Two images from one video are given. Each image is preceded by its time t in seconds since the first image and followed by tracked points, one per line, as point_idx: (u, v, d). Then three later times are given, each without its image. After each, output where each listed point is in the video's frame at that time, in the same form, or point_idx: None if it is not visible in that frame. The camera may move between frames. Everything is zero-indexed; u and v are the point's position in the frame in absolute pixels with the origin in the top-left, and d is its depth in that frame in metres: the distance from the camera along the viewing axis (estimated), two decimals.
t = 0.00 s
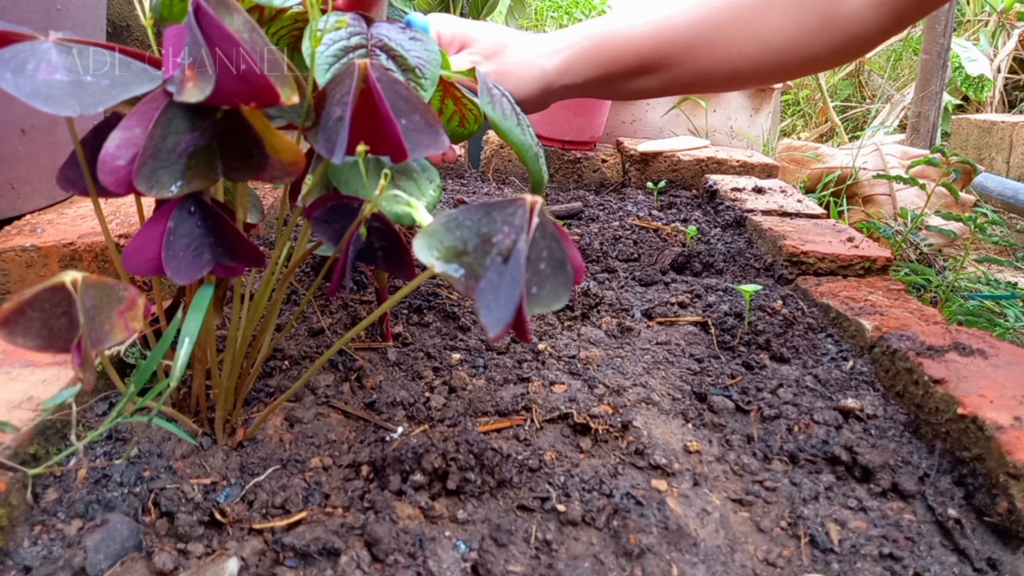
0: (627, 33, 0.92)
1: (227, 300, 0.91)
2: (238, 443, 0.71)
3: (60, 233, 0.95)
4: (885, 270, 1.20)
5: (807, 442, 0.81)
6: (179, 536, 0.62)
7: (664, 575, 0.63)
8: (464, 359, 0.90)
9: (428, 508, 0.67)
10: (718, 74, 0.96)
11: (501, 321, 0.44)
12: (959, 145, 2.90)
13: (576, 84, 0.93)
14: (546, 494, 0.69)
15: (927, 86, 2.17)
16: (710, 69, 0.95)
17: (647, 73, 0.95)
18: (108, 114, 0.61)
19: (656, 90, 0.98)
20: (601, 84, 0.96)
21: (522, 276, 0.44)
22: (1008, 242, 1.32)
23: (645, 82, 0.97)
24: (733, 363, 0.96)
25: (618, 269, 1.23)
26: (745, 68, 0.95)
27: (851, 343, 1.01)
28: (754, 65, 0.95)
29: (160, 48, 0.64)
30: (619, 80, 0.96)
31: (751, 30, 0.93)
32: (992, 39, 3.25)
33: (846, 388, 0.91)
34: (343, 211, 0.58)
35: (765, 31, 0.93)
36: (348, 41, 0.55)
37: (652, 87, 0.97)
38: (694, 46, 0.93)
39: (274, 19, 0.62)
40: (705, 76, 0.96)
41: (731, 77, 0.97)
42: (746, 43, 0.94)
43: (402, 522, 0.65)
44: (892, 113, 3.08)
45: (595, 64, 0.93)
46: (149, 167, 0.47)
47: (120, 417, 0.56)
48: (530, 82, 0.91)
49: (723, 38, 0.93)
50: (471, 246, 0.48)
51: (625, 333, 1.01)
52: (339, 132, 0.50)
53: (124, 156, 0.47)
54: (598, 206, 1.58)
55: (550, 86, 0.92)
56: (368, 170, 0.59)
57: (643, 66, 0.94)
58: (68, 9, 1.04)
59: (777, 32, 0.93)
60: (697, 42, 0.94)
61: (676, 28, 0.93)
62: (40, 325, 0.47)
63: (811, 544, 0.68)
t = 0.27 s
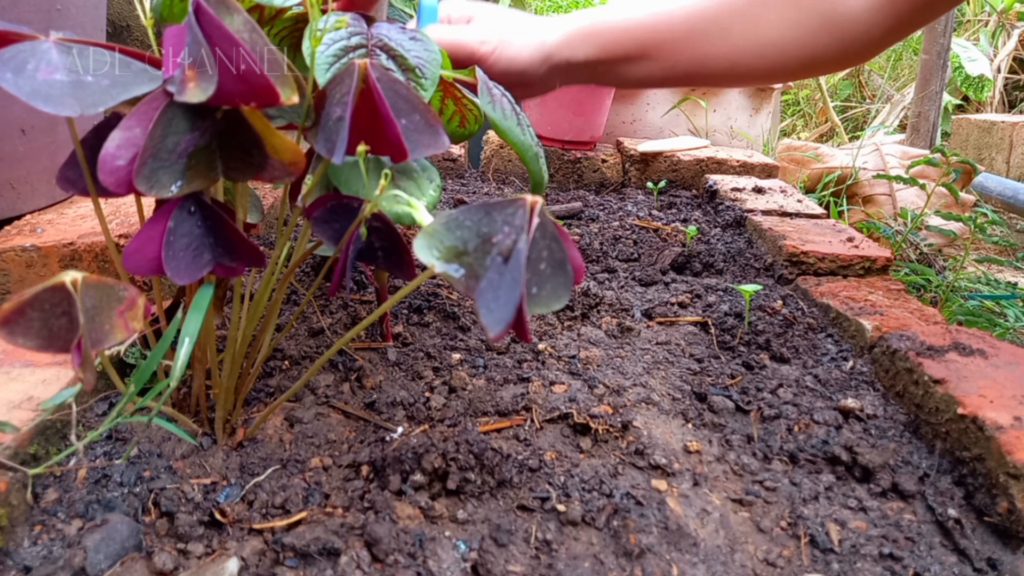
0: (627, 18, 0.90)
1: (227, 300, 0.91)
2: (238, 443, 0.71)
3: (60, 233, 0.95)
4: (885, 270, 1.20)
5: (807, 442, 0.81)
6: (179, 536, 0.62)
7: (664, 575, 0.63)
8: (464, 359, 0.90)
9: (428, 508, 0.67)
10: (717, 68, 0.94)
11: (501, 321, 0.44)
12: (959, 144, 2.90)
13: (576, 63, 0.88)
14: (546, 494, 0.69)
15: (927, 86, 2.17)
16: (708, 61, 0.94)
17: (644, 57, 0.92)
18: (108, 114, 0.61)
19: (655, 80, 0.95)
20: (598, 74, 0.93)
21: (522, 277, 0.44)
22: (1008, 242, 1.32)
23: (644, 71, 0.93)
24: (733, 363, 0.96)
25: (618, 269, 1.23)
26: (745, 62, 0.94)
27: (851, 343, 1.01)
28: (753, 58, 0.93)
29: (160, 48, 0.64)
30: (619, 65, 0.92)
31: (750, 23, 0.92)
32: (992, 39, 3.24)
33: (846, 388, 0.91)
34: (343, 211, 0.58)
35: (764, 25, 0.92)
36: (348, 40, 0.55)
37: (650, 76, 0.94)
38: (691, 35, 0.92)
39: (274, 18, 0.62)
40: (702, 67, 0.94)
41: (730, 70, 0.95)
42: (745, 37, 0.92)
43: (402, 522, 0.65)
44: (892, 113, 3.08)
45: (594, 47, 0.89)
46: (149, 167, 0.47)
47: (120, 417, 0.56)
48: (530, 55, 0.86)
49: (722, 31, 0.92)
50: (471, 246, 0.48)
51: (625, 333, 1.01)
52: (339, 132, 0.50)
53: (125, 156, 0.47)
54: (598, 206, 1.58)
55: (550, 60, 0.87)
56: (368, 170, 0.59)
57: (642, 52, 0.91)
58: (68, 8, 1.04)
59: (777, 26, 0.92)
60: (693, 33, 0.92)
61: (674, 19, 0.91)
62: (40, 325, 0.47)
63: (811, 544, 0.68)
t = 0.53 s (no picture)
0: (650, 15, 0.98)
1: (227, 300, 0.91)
2: (239, 443, 0.71)
3: (60, 233, 0.95)
4: (885, 270, 1.20)
5: (808, 442, 0.81)
6: (179, 536, 0.62)
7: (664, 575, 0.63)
8: (464, 359, 0.90)
9: (428, 508, 0.67)
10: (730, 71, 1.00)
11: (501, 321, 0.44)
12: (959, 144, 2.90)
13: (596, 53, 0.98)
14: (546, 494, 0.69)
15: (927, 86, 2.17)
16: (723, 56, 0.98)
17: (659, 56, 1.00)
18: (109, 114, 0.61)
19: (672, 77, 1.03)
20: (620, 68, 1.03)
21: (522, 277, 0.44)
22: (1008, 242, 1.32)
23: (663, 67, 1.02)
24: (733, 363, 0.96)
25: (618, 269, 1.23)
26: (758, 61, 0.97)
27: (851, 343, 1.01)
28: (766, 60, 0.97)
29: (160, 48, 0.64)
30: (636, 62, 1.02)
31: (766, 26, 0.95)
32: (992, 38, 3.24)
33: (846, 388, 0.91)
34: (343, 211, 0.58)
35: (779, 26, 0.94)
36: (347, 40, 0.55)
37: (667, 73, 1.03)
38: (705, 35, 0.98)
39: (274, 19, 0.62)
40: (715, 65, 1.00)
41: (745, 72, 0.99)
42: (761, 37, 0.96)
43: (402, 522, 0.65)
44: (892, 113, 3.08)
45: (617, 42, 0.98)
46: (149, 167, 0.48)
47: (120, 417, 0.56)
48: (551, 44, 0.96)
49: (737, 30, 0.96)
50: (471, 246, 0.48)
51: (625, 333, 1.01)
52: (339, 132, 0.50)
53: (124, 156, 0.47)
54: (598, 206, 1.58)
55: (572, 50, 0.97)
56: (368, 170, 0.59)
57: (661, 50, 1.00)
58: (67, 8, 1.04)
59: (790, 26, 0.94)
60: (711, 33, 0.98)
61: (696, 17, 0.97)
62: (40, 325, 0.47)
63: (811, 544, 0.68)
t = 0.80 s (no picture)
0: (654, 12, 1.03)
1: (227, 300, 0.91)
2: (238, 443, 0.71)
3: (60, 233, 0.95)
4: (885, 270, 1.20)
5: (808, 442, 0.81)
6: (179, 536, 0.62)
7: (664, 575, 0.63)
8: (464, 359, 0.90)
9: (428, 508, 0.67)
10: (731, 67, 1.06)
11: (501, 320, 0.44)
12: (959, 145, 2.90)
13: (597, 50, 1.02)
14: (546, 494, 0.69)
15: (927, 86, 2.17)
16: (726, 52, 1.04)
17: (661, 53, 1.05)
18: (108, 114, 0.61)
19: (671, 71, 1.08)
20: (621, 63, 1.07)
21: (522, 276, 0.44)
22: (1008, 242, 1.32)
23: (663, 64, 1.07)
24: (733, 363, 0.96)
25: (618, 269, 1.23)
26: (759, 57, 1.03)
27: (851, 343, 1.01)
28: (767, 54, 1.03)
29: (160, 48, 0.64)
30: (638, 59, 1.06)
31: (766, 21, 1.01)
32: (992, 39, 3.24)
33: (846, 388, 0.91)
34: (343, 211, 0.58)
35: (778, 25, 1.01)
36: (347, 40, 0.55)
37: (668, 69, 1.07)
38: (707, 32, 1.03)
39: (274, 19, 0.62)
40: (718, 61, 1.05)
41: (745, 66, 1.05)
42: (762, 33, 1.02)
43: (402, 522, 0.65)
44: (893, 113, 3.08)
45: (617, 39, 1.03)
46: (149, 167, 0.47)
47: (120, 417, 0.56)
48: (553, 42, 0.98)
49: (738, 27, 1.02)
50: (471, 246, 0.48)
51: (625, 333, 1.01)
52: (339, 131, 0.50)
53: (124, 156, 0.47)
54: (598, 206, 1.58)
55: (572, 46, 1.00)
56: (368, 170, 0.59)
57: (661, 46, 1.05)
58: (68, 9, 1.04)
59: (791, 26, 1.00)
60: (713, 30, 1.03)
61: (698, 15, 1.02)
62: (40, 325, 0.47)
63: (811, 544, 0.68)
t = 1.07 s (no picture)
0: None
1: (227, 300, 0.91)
2: (238, 443, 0.71)
3: (60, 233, 0.95)
4: (885, 270, 1.20)
5: (807, 442, 0.81)
6: (179, 536, 0.62)
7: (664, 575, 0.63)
8: (464, 359, 0.90)
9: (428, 508, 0.67)
10: (762, 57, 1.04)
11: (501, 320, 0.44)
12: (959, 144, 2.90)
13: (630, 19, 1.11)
14: (546, 494, 0.69)
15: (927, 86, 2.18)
16: (755, 50, 1.04)
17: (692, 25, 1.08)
18: (109, 114, 0.61)
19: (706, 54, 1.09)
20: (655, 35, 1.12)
21: (522, 276, 0.44)
22: (1008, 242, 1.32)
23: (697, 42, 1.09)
24: (733, 363, 0.96)
25: (618, 269, 1.23)
26: (793, 51, 1.02)
27: (851, 343, 1.01)
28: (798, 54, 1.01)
29: (160, 48, 0.64)
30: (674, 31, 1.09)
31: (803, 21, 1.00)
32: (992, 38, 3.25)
33: (846, 388, 0.91)
34: (343, 211, 0.58)
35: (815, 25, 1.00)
36: (348, 40, 0.55)
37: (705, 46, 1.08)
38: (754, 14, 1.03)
39: (274, 18, 0.62)
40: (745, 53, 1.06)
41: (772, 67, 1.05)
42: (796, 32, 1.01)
43: (402, 521, 0.65)
44: (892, 113, 3.08)
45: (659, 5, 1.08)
46: (149, 168, 0.47)
47: (120, 417, 0.56)
48: None
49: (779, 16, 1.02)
50: (471, 246, 0.48)
51: (625, 333, 1.01)
52: (339, 131, 0.50)
53: (124, 156, 0.47)
54: (598, 206, 1.58)
55: None
56: (368, 170, 0.59)
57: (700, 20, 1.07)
58: (68, 9, 1.04)
59: (825, 27, 0.99)
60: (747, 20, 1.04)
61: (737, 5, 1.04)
62: (40, 325, 0.47)
63: (811, 544, 0.68)
